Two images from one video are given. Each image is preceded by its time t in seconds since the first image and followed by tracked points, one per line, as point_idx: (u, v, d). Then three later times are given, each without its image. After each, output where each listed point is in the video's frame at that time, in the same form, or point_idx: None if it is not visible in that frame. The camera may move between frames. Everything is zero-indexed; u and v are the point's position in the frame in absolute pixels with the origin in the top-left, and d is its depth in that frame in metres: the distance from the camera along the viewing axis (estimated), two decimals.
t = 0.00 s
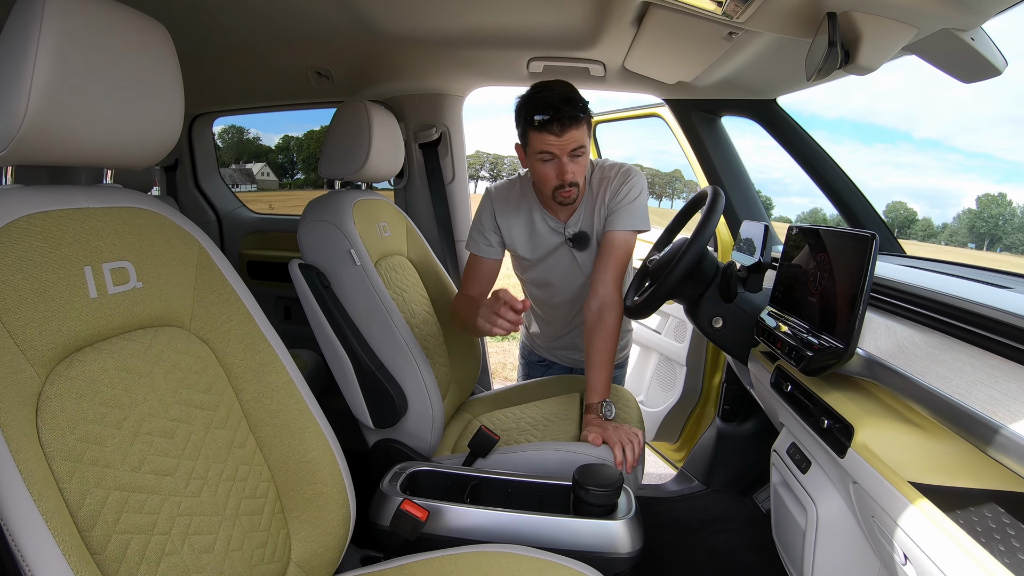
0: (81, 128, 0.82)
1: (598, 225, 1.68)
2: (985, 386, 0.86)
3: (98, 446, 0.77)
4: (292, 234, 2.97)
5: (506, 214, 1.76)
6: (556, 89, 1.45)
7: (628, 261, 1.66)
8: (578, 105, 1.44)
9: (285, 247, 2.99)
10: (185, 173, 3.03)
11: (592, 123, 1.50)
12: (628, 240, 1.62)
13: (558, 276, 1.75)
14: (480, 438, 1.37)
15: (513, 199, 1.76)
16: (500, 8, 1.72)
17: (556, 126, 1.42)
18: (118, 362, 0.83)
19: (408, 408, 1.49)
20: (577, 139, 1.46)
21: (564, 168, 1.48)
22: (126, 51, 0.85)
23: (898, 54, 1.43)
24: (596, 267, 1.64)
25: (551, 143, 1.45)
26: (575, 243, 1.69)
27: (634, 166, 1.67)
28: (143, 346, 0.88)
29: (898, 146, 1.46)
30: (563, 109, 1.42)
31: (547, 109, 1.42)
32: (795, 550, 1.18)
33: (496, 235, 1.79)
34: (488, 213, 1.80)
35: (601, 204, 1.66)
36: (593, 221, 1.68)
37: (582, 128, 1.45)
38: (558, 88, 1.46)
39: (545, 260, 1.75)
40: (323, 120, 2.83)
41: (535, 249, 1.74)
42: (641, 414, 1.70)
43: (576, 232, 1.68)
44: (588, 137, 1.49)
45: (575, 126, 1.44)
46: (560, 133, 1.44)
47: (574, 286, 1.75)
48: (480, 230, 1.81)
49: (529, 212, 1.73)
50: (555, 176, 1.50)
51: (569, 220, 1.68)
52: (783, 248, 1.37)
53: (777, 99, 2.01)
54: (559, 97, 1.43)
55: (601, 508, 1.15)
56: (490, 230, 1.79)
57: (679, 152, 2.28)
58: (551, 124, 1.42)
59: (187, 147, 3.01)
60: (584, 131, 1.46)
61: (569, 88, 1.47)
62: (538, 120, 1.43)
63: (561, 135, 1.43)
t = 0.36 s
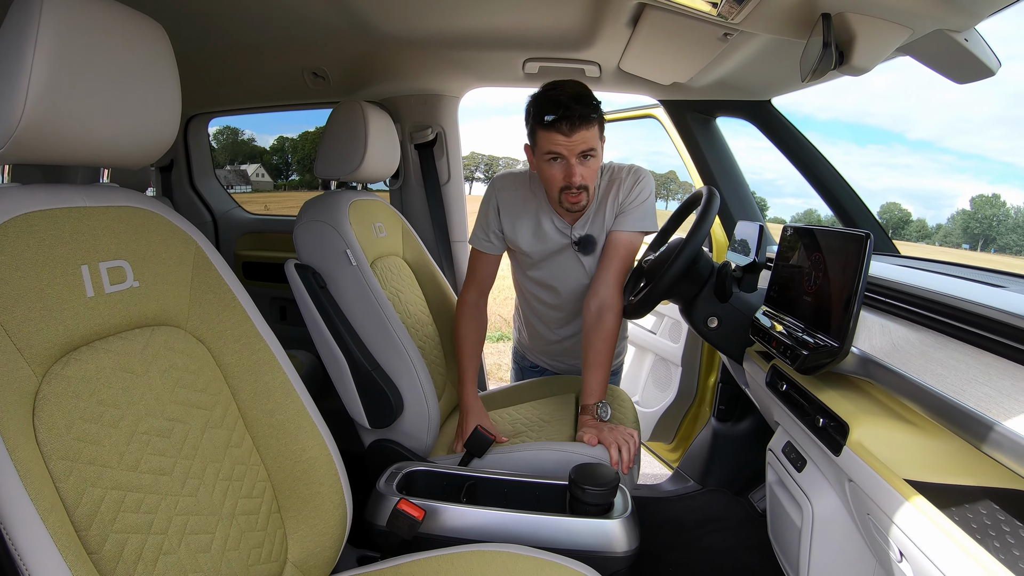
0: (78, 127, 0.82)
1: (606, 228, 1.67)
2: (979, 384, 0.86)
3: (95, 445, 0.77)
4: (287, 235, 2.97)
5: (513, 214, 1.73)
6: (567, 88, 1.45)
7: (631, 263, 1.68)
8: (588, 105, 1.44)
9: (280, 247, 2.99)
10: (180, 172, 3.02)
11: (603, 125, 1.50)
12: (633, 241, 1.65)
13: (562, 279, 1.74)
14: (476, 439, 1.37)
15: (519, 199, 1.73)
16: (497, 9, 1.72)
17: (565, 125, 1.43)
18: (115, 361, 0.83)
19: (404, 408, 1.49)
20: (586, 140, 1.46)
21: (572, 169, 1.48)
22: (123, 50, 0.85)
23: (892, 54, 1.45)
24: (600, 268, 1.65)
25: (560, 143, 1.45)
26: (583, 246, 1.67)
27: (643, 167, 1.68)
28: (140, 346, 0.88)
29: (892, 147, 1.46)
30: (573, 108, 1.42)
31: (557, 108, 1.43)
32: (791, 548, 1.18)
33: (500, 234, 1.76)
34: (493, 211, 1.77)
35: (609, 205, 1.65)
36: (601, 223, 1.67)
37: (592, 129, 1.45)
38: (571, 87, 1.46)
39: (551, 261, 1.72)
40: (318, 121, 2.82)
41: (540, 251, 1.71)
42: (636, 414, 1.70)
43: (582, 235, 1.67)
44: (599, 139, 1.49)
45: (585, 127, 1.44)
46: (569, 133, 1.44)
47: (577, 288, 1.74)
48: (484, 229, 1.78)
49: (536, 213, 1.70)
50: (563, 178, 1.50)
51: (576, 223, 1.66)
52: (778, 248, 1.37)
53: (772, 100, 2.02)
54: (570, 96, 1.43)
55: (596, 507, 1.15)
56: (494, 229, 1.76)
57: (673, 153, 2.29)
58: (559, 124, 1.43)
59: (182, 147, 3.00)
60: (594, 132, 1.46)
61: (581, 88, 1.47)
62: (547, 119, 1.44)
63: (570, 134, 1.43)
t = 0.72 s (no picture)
0: (76, 124, 0.81)
1: (606, 224, 1.67)
2: (980, 382, 0.86)
3: (93, 444, 0.76)
4: (285, 234, 2.96)
5: (515, 211, 1.72)
6: (572, 85, 1.44)
7: (631, 261, 1.68)
8: (592, 104, 1.43)
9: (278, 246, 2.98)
10: (178, 171, 3.02)
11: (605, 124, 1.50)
12: (634, 239, 1.64)
13: (562, 276, 1.74)
14: (475, 438, 1.37)
15: (521, 196, 1.72)
16: (496, 7, 1.72)
17: (566, 123, 1.42)
18: (114, 360, 0.83)
19: (403, 407, 1.49)
20: (587, 138, 1.46)
21: (570, 166, 1.48)
22: (121, 46, 0.85)
23: (892, 54, 1.44)
24: (599, 265, 1.65)
25: (560, 140, 1.45)
26: (583, 242, 1.67)
27: (644, 166, 1.68)
28: (138, 344, 0.87)
29: (889, 147, 1.46)
30: (576, 106, 1.42)
31: (560, 105, 1.42)
32: (791, 547, 1.18)
33: (503, 231, 1.75)
34: (495, 208, 1.76)
35: (609, 203, 1.66)
36: (602, 220, 1.67)
37: (594, 128, 1.45)
38: (577, 84, 1.45)
39: (551, 259, 1.72)
40: (313, 121, 2.81)
41: (541, 247, 1.71)
42: (635, 414, 1.70)
43: (583, 233, 1.67)
44: (600, 138, 1.49)
45: (586, 126, 1.44)
46: (570, 131, 1.44)
47: (577, 285, 1.74)
48: (486, 225, 1.77)
49: (538, 210, 1.70)
50: (561, 174, 1.50)
51: (576, 219, 1.66)
52: (778, 247, 1.37)
53: (771, 99, 2.02)
54: (574, 93, 1.43)
55: (597, 506, 1.14)
56: (497, 226, 1.75)
57: (672, 153, 2.29)
58: (561, 120, 1.42)
59: (179, 146, 2.99)
60: (595, 132, 1.46)
61: (586, 86, 1.46)
62: (549, 115, 1.43)
63: (570, 132, 1.43)
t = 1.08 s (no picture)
0: (75, 120, 0.80)
1: (604, 222, 1.67)
2: (981, 382, 0.86)
3: (92, 444, 0.76)
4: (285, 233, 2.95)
5: (519, 208, 1.74)
6: (567, 96, 1.42)
7: (630, 261, 1.65)
8: (576, 118, 1.41)
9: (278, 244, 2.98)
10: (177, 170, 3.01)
11: (594, 139, 1.46)
12: (632, 239, 1.62)
13: (564, 274, 1.76)
14: (474, 438, 1.36)
15: (524, 193, 1.73)
16: (497, 6, 1.71)
17: (545, 132, 1.42)
18: (112, 359, 0.82)
19: (402, 407, 1.48)
20: (566, 151, 1.44)
21: (547, 173, 1.48)
22: (120, 42, 0.84)
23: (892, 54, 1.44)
24: (596, 265, 1.63)
25: (539, 147, 1.45)
26: (582, 241, 1.69)
27: (643, 168, 1.67)
28: (137, 343, 0.86)
29: (888, 147, 1.46)
30: (558, 118, 1.40)
31: (545, 114, 1.41)
32: (792, 547, 1.18)
33: (510, 229, 1.77)
34: (500, 211, 1.77)
35: (607, 204, 1.67)
36: (598, 220, 1.68)
37: (574, 142, 1.42)
38: (571, 96, 1.43)
39: (551, 256, 1.76)
40: (313, 120, 2.80)
41: (543, 245, 1.74)
42: (634, 414, 1.69)
43: (582, 232, 1.68)
44: (583, 151, 1.46)
45: (565, 139, 1.42)
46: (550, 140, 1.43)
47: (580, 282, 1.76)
48: (495, 223, 1.77)
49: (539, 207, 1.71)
50: (539, 177, 1.51)
51: (575, 217, 1.68)
52: (779, 248, 1.37)
53: (771, 99, 2.02)
54: (561, 104, 1.41)
55: (597, 506, 1.14)
56: (502, 222, 1.77)
57: (672, 153, 2.28)
58: (541, 129, 1.42)
59: (178, 144, 2.98)
60: (576, 145, 1.44)
61: (581, 99, 1.43)
62: (533, 122, 1.42)
63: (549, 142, 1.42)
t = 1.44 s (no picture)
0: (75, 118, 0.80)
1: (598, 226, 1.68)
2: (981, 384, 0.86)
3: (92, 444, 0.76)
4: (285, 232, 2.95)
5: (509, 207, 1.74)
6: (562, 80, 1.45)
7: (626, 265, 1.65)
8: (578, 97, 1.43)
9: (278, 244, 2.97)
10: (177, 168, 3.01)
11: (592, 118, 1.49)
12: (626, 244, 1.62)
13: (553, 274, 1.74)
14: (474, 438, 1.36)
15: (514, 192, 1.74)
16: (498, 6, 1.71)
17: (550, 114, 1.42)
18: (112, 359, 0.82)
19: (401, 408, 1.49)
20: (571, 131, 1.45)
21: (555, 157, 1.47)
22: (120, 40, 0.84)
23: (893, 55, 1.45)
24: (591, 269, 1.63)
25: (545, 131, 1.45)
26: (572, 241, 1.67)
27: (637, 171, 1.67)
28: (137, 343, 0.86)
29: (887, 148, 1.47)
30: (561, 98, 1.42)
31: (546, 97, 1.42)
32: (791, 547, 1.18)
33: (499, 228, 1.76)
34: (489, 207, 1.77)
35: (603, 206, 1.66)
36: (592, 220, 1.68)
37: (578, 121, 1.44)
38: (565, 79, 1.46)
39: (542, 257, 1.74)
40: (313, 120, 2.81)
41: (533, 244, 1.73)
42: (633, 415, 1.69)
43: (573, 233, 1.67)
44: (586, 131, 1.48)
45: (570, 118, 1.43)
46: (554, 123, 1.44)
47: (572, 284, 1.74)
48: (484, 223, 1.77)
49: (530, 204, 1.72)
50: (545, 165, 1.50)
51: (567, 216, 1.68)
52: (778, 249, 1.38)
53: (771, 99, 2.02)
54: (561, 86, 1.43)
55: (596, 506, 1.14)
56: (492, 222, 1.76)
57: (672, 153, 2.28)
58: (546, 112, 1.42)
59: (178, 143, 2.98)
60: (580, 124, 1.45)
61: (576, 81, 1.46)
62: (535, 107, 1.43)
63: (554, 123, 1.43)
